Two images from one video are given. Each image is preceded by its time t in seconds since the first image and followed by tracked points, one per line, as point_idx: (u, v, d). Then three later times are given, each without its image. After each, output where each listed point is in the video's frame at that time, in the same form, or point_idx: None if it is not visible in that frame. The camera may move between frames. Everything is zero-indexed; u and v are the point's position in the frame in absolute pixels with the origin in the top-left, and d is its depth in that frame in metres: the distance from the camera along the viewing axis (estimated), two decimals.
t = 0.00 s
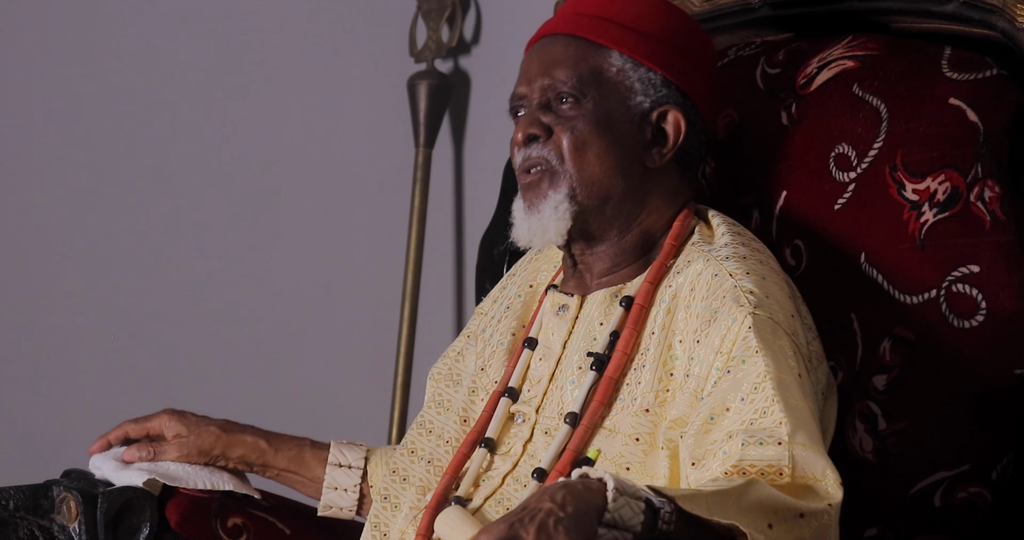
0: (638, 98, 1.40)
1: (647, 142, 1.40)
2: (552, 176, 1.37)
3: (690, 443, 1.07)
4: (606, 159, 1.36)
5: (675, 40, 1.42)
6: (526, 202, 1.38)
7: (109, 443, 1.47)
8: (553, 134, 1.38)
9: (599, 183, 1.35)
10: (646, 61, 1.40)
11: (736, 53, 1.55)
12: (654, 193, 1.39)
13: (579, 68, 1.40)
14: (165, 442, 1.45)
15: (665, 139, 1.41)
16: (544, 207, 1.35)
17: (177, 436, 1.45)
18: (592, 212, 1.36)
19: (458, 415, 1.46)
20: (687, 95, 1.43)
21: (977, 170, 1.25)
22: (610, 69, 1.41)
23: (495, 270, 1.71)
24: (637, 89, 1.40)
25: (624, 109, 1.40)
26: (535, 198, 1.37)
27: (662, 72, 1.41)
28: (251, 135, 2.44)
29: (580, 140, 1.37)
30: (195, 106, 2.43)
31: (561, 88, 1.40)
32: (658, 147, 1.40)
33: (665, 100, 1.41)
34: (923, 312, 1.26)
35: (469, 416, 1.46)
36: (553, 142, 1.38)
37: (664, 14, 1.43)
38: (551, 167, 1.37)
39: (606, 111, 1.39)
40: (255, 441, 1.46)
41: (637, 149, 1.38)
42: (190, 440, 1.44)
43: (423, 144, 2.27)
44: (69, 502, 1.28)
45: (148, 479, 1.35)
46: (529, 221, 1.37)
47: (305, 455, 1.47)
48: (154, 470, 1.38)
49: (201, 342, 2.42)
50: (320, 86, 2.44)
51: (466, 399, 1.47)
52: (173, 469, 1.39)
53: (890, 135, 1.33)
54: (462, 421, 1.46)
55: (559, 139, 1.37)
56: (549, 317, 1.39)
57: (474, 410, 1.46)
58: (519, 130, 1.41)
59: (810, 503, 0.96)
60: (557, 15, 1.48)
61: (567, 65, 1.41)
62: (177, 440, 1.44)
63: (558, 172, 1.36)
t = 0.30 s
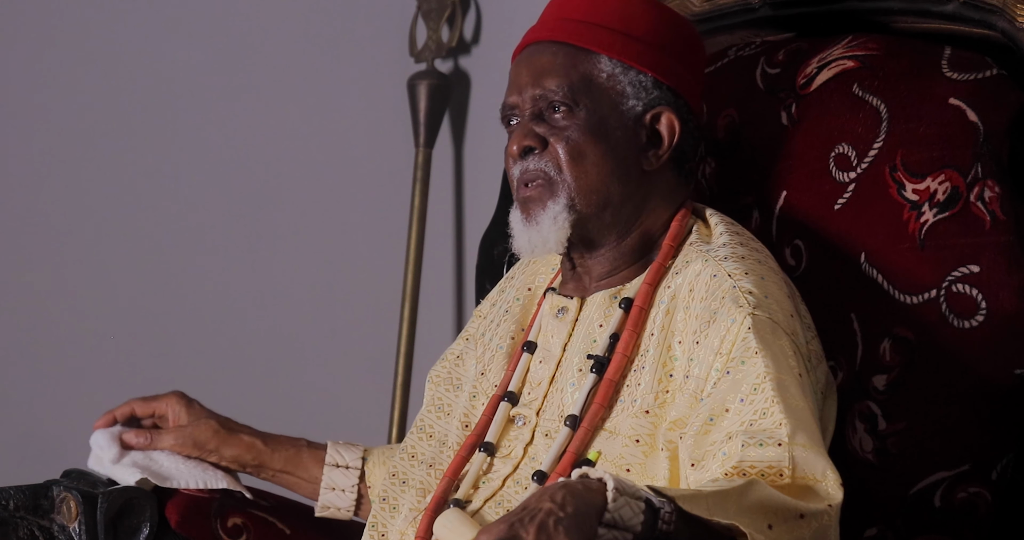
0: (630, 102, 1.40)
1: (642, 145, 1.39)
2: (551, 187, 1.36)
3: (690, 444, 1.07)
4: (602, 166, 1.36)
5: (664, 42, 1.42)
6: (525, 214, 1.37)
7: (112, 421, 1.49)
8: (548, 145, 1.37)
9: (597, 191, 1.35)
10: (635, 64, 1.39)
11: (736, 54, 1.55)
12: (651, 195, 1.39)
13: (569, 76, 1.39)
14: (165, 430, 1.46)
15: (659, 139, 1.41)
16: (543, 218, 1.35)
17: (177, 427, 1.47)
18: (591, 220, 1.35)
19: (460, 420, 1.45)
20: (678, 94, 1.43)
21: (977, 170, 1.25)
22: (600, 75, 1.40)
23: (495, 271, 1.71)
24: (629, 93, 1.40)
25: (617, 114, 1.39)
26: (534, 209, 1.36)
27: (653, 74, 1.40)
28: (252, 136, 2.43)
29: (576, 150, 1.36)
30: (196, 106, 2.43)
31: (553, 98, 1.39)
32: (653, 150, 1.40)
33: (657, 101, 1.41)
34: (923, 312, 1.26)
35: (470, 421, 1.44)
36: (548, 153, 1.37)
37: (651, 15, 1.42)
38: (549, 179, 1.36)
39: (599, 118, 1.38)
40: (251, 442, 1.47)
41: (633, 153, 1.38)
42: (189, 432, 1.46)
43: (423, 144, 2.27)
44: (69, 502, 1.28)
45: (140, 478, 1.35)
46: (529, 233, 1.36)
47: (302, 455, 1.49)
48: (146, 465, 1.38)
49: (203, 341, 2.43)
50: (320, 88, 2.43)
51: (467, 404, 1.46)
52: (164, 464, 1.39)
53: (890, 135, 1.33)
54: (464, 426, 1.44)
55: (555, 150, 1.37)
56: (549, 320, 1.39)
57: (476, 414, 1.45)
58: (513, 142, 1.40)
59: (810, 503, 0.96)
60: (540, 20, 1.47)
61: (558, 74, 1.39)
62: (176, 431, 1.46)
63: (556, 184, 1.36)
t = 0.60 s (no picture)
0: (633, 104, 1.39)
1: (644, 148, 1.39)
2: (553, 190, 1.36)
3: (690, 444, 1.07)
4: (604, 168, 1.36)
5: (668, 43, 1.41)
6: (529, 216, 1.37)
7: (93, 423, 1.46)
8: (550, 146, 1.37)
9: (599, 192, 1.35)
10: (639, 66, 1.39)
11: (736, 53, 1.55)
12: (653, 196, 1.39)
13: (572, 77, 1.39)
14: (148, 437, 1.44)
15: (662, 142, 1.41)
16: (547, 222, 1.35)
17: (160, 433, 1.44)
18: (593, 221, 1.35)
19: (457, 415, 1.45)
20: (681, 96, 1.42)
21: (977, 170, 1.25)
22: (603, 76, 1.39)
23: (495, 270, 1.71)
24: (632, 95, 1.39)
25: (619, 116, 1.39)
26: (537, 211, 1.36)
27: (656, 76, 1.40)
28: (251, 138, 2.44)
29: (578, 151, 1.35)
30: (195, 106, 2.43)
31: (555, 99, 1.38)
32: (655, 152, 1.40)
33: (660, 104, 1.41)
34: (922, 311, 1.26)
35: (468, 416, 1.44)
36: (550, 153, 1.37)
37: (655, 16, 1.42)
38: (551, 181, 1.36)
39: (602, 120, 1.38)
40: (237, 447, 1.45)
41: (635, 155, 1.38)
42: (173, 442, 1.43)
43: (423, 143, 2.27)
44: (69, 502, 1.28)
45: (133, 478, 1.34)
46: (532, 236, 1.36)
47: (289, 457, 1.47)
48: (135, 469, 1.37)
49: (197, 343, 2.41)
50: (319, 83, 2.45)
51: (464, 399, 1.46)
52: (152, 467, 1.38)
53: (890, 135, 1.33)
54: (461, 421, 1.44)
55: (557, 151, 1.36)
56: (548, 316, 1.39)
57: (473, 410, 1.45)
58: (515, 141, 1.40)
59: (810, 503, 0.96)
60: (545, 20, 1.47)
61: (560, 75, 1.39)
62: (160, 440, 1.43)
63: (558, 186, 1.35)
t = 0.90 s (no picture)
0: (636, 106, 1.39)
1: (648, 150, 1.39)
2: (556, 192, 1.36)
3: (690, 445, 1.07)
4: (607, 171, 1.36)
5: (670, 44, 1.41)
6: (530, 216, 1.37)
7: (148, 438, 1.44)
8: (553, 148, 1.37)
9: (602, 195, 1.35)
10: (642, 68, 1.39)
11: (736, 54, 1.55)
12: (655, 199, 1.38)
13: (575, 78, 1.39)
14: (206, 448, 1.44)
15: (665, 143, 1.41)
16: (549, 223, 1.35)
17: (218, 445, 1.44)
18: (596, 224, 1.35)
19: (458, 418, 1.45)
20: (684, 98, 1.43)
21: (977, 170, 1.25)
22: (607, 78, 1.39)
23: (495, 271, 1.70)
24: (635, 97, 1.39)
25: (623, 118, 1.39)
26: (538, 211, 1.36)
27: (659, 78, 1.40)
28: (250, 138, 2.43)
29: (582, 155, 1.36)
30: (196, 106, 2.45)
31: (559, 101, 1.38)
32: (658, 154, 1.40)
33: (663, 106, 1.41)
34: (922, 311, 1.26)
35: (469, 419, 1.44)
36: (553, 156, 1.37)
37: (658, 17, 1.42)
38: (554, 183, 1.36)
39: (605, 123, 1.38)
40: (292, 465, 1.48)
41: (638, 157, 1.38)
42: (230, 455, 1.44)
43: (423, 144, 2.27)
44: (69, 502, 1.28)
45: (133, 479, 1.33)
46: (533, 236, 1.36)
47: (342, 475, 1.49)
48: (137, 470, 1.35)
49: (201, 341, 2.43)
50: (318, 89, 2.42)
51: (466, 403, 1.46)
52: (157, 468, 1.37)
53: (890, 136, 1.33)
54: (462, 424, 1.44)
55: (560, 153, 1.36)
56: (548, 318, 1.39)
57: (474, 413, 1.45)
58: (518, 144, 1.40)
59: (810, 504, 0.96)
60: (546, 20, 1.47)
61: (564, 77, 1.39)
62: (216, 451, 1.43)
63: (562, 188, 1.35)
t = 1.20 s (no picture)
0: (664, 118, 1.37)
1: (669, 162, 1.37)
2: (570, 196, 1.34)
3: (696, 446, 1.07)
4: (627, 181, 1.34)
5: (708, 56, 1.38)
6: (544, 217, 1.36)
7: (160, 449, 1.42)
8: (575, 150, 1.34)
9: (618, 203, 1.33)
10: (676, 80, 1.36)
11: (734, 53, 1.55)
12: (672, 211, 1.37)
13: (607, 82, 1.35)
14: (232, 470, 1.40)
15: (687, 157, 1.38)
16: (560, 226, 1.34)
17: (243, 470, 1.41)
18: (609, 231, 1.34)
19: (463, 411, 1.45)
20: (714, 111, 1.39)
21: (977, 170, 1.26)
22: (639, 86, 1.36)
23: (495, 271, 1.71)
24: (665, 108, 1.37)
25: (650, 129, 1.36)
26: (551, 214, 1.35)
27: (691, 91, 1.36)
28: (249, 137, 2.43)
29: (602, 162, 1.33)
30: (194, 107, 2.43)
31: (588, 103, 1.35)
32: (679, 167, 1.38)
33: (691, 119, 1.38)
34: (923, 311, 1.26)
35: (474, 412, 1.44)
36: (573, 158, 1.34)
37: (701, 27, 1.38)
38: (569, 187, 1.34)
39: (632, 131, 1.35)
40: (309, 490, 1.43)
41: (659, 170, 1.36)
42: (253, 484, 1.40)
43: (423, 143, 2.27)
44: (69, 502, 1.28)
45: (137, 479, 1.32)
46: (545, 237, 1.36)
47: (355, 485, 1.47)
48: (141, 470, 1.35)
49: (202, 342, 2.43)
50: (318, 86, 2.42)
51: (471, 394, 1.46)
52: (159, 468, 1.36)
53: (890, 135, 1.33)
54: (467, 417, 1.44)
55: (580, 156, 1.34)
56: (557, 316, 1.37)
57: (479, 406, 1.44)
58: (541, 139, 1.36)
59: (813, 508, 0.96)
60: (585, 9, 1.41)
61: (596, 78, 1.35)
62: (240, 476, 1.39)
63: (577, 193, 1.34)
